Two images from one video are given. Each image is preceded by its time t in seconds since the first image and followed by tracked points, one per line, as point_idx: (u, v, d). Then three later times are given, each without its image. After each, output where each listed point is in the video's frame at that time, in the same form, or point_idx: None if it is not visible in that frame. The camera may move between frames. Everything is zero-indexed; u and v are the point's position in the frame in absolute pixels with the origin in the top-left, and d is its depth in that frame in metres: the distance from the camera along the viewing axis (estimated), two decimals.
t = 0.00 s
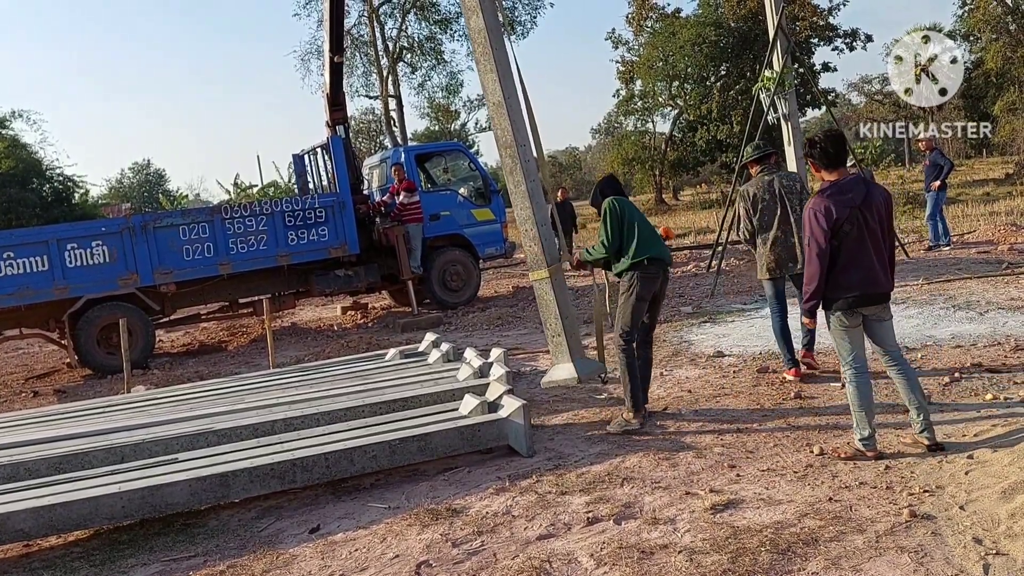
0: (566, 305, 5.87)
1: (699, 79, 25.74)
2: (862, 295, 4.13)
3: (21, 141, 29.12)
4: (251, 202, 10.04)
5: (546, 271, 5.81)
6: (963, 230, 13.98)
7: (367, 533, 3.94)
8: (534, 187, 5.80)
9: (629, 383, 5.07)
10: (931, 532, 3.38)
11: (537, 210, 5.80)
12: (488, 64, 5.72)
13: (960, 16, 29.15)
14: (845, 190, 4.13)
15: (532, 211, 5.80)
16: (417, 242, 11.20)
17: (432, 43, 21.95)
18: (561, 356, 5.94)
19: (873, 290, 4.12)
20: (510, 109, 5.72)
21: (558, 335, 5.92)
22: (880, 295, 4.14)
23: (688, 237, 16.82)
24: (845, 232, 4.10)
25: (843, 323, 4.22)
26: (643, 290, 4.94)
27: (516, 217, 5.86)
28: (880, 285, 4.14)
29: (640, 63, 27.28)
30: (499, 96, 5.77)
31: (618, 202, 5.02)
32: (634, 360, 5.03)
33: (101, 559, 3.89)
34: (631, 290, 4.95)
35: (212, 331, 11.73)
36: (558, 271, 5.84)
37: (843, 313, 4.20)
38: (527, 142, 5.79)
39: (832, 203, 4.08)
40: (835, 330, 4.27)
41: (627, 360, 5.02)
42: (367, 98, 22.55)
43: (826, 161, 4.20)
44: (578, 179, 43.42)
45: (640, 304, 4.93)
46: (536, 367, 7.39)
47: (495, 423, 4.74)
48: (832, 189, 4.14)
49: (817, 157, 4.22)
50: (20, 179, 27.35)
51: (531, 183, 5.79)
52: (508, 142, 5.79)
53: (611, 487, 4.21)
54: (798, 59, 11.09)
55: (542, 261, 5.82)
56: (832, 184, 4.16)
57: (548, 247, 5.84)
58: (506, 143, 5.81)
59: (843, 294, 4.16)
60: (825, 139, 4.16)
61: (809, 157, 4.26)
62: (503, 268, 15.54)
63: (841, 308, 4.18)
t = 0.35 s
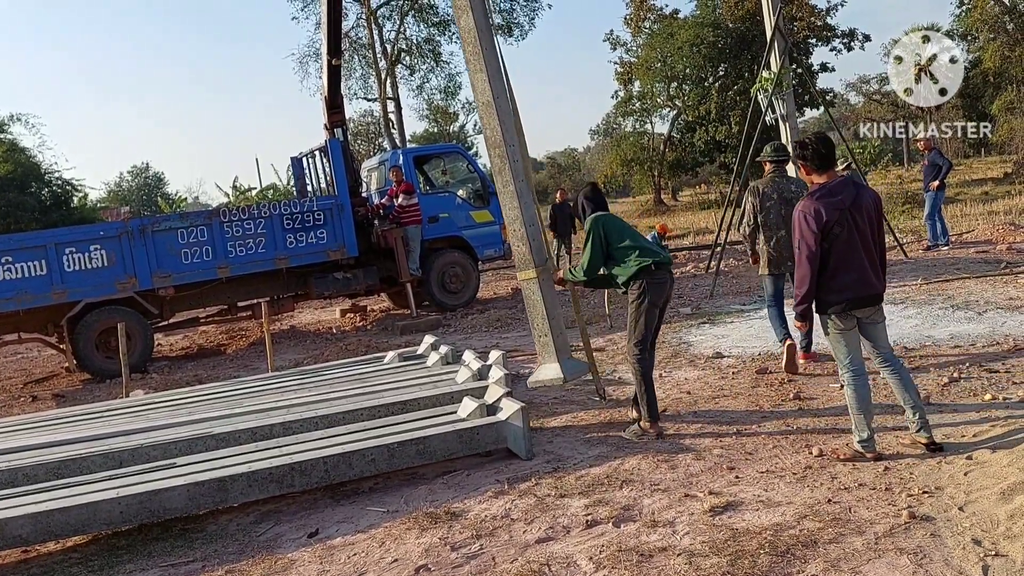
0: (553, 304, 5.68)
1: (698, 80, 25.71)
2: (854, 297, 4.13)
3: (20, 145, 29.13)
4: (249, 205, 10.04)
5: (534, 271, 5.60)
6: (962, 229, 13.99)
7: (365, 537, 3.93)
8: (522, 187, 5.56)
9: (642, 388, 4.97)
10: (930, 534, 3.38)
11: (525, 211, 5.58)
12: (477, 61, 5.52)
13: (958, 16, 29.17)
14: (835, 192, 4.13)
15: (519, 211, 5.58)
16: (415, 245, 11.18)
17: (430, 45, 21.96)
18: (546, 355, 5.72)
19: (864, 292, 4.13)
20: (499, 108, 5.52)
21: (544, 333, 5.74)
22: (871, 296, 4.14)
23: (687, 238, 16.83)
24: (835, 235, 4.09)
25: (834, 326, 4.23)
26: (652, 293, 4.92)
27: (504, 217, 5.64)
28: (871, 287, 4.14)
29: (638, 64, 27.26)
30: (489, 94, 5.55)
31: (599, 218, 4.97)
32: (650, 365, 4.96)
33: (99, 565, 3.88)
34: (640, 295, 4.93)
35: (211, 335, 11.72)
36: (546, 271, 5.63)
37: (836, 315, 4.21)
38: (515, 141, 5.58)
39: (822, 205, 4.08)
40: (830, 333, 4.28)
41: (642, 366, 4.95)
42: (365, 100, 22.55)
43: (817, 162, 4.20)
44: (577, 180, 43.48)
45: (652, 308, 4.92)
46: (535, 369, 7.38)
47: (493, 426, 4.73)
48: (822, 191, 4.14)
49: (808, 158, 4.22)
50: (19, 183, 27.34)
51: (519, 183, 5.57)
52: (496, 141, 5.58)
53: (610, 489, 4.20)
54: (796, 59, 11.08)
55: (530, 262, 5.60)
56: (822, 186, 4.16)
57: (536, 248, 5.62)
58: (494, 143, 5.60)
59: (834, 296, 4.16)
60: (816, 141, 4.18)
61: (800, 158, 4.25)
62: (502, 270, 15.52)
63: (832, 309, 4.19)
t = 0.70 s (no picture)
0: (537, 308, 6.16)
1: (694, 86, 25.75)
2: (856, 305, 4.14)
3: (18, 159, 29.15)
4: (248, 217, 10.04)
5: (519, 276, 6.13)
6: (961, 232, 14.00)
7: (369, 549, 3.92)
8: (507, 191, 6.08)
9: (639, 402, 5.00)
10: (935, 541, 3.37)
11: (510, 213, 6.08)
12: (466, 69, 5.96)
13: (953, 19, 29.27)
14: (837, 200, 4.13)
15: (505, 214, 6.08)
16: (414, 254, 11.19)
17: (427, 55, 22.01)
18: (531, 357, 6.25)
19: (865, 300, 4.14)
20: (485, 114, 5.98)
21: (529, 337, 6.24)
22: (872, 304, 4.16)
23: (686, 245, 16.83)
24: (838, 242, 4.10)
25: (836, 334, 4.22)
26: (640, 307, 4.91)
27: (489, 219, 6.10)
28: (872, 294, 4.16)
29: (635, 71, 27.33)
30: (476, 101, 6.02)
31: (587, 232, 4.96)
32: (644, 378, 4.97)
33: None
34: (626, 310, 4.96)
35: (212, 347, 11.72)
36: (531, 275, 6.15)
37: (838, 323, 4.20)
38: (500, 146, 6.06)
39: (824, 213, 4.08)
40: (831, 343, 4.27)
41: (636, 381, 4.98)
42: (363, 111, 22.59)
43: (817, 169, 4.20)
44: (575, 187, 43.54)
45: (636, 324, 4.92)
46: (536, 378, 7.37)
47: (495, 436, 4.73)
48: (823, 198, 4.14)
49: (809, 165, 4.21)
50: (18, 198, 27.34)
51: (504, 186, 6.07)
52: (484, 146, 6.03)
53: (613, 499, 4.19)
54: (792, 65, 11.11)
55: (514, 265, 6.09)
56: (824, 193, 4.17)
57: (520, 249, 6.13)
58: (481, 146, 6.06)
59: (837, 304, 4.15)
60: (816, 147, 4.18)
61: (800, 164, 4.24)
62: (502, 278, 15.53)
63: (835, 318, 4.18)
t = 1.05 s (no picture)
0: (527, 312, 5.55)
1: (695, 92, 25.79)
2: (861, 310, 4.13)
3: (20, 168, 29.21)
4: (250, 224, 10.05)
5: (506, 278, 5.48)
6: (963, 237, 14.00)
7: (372, 557, 3.91)
8: (496, 198, 5.50)
9: (649, 411, 5.02)
10: (941, 546, 3.35)
11: (500, 218, 5.50)
12: (454, 70, 5.41)
13: (953, 24, 29.34)
14: (841, 205, 4.14)
15: (493, 219, 5.50)
16: (416, 262, 11.20)
17: (427, 63, 22.07)
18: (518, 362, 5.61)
19: (870, 305, 4.14)
20: (474, 116, 5.41)
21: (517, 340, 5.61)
22: (877, 309, 4.16)
23: (687, 251, 16.83)
24: (843, 248, 4.10)
25: (840, 339, 4.22)
26: (652, 312, 4.91)
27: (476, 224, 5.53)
28: (876, 300, 4.15)
29: (635, 77, 27.39)
30: (464, 105, 5.45)
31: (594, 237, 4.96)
32: (656, 388, 4.98)
33: None
34: (637, 316, 4.96)
35: (214, 355, 11.72)
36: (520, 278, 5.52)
37: (843, 329, 4.19)
38: (490, 149, 5.48)
39: (829, 218, 4.08)
40: (836, 348, 4.26)
41: (648, 390, 5.00)
42: (364, 118, 22.65)
43: (821, 174, 4.20)
44: (576, 194, 43.61)
45: (648, 329, 4.92)
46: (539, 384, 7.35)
47: (498, 443, 4.72)
48: (828, 204, 4.14)
49: (812, 170, 4.21)
50: (20, 207, 27.38)
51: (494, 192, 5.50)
52: (471, 149, 5.46)
53: (617, 505, 4.19)
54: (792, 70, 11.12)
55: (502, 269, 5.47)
56: (828, 199, 4.17)
57: (509, 254, 5.53)
58: (469, 150, 5.49)
59: (841, 310, 4.15)
60: (820, 152, 4.18)
61: (804, 170, 4.24)
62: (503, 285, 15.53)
63: (840, 323, 4.17)
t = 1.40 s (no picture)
0: (520, 314, 5.69)
1: (699, 98, 25.82)
2: (866, 317, 4.12)
3: (27, 176, 29.37)
4: (255, 231, 10.08)
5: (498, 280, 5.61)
6: (970, 243, 13.96)
7: (377, 563, 3.91)
8: (490, 198, 5.64)
9: (658, 415, 5.02)
10: (948, 553, 3.34)
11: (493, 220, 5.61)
12: (449, 74, 5.55)
13: (958, 30, 29.34)
14: (846, 211, 4.13)
15: (487, 220, 5.64)
16: (421, 269, 11.21)
17: (432, 70, 22.14)
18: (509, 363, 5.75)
19: (875, 312, 4.13)
20: (469, 120, 5.56)
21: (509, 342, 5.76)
22: (882, 316, 4.14)
23: (692, 257, 16.81)
24: (846, 254, 4.10)
25: (845, 346, 4.21)
26: (663, 316, 4.93)
27: (471, 226, 5.69)
28: (881, 307, 4.14)
29: (640, 84, 27.44)
30: (460, 107, 5.59)
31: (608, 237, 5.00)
32: (668, 391, 4.99)
33: None
34: (648, 321, 5.00)
35: (220, 361, 11.74)
36: (512, 280, 5.66)
37: (848, 335, 4.18)
38: (484, 151, 5.60)
39: (833, 225, 4.08)
40: (842, 355, 4.25)
41: (658, 393, 5.00)
42: (369, 126, 22.73)
43: (826, 180, 4.20)
44: (580, 201, 43.65)
45: (659, 334, 4.95)
46: (544, 391, 7.34)
47: (503, 449, 4.72)
48: (832, 210, 4.14)
49: (816, 176, 4.21)
50: (27, 215, 27.51)
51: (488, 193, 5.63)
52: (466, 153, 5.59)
53: (623, 512, 4.18)
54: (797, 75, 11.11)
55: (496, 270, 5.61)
56: (832, 205, 4.16)
57: (501, 256, 5.65)
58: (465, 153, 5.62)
59: (846, 317, 4.14)
60: (824, 158, 4.18)
61: (809, 176, 4.25)
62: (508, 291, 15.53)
63: (845, 330, 4.16)
